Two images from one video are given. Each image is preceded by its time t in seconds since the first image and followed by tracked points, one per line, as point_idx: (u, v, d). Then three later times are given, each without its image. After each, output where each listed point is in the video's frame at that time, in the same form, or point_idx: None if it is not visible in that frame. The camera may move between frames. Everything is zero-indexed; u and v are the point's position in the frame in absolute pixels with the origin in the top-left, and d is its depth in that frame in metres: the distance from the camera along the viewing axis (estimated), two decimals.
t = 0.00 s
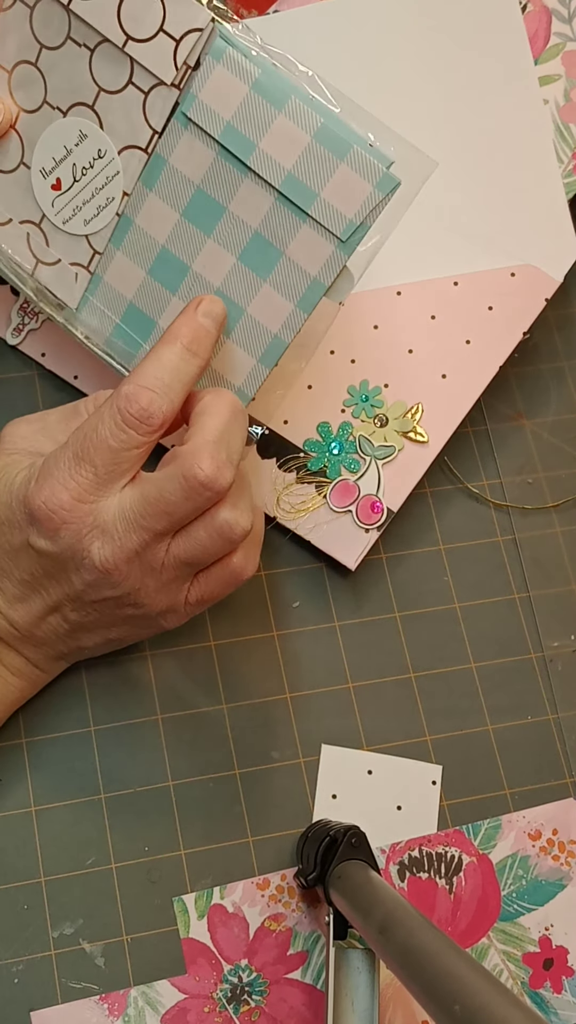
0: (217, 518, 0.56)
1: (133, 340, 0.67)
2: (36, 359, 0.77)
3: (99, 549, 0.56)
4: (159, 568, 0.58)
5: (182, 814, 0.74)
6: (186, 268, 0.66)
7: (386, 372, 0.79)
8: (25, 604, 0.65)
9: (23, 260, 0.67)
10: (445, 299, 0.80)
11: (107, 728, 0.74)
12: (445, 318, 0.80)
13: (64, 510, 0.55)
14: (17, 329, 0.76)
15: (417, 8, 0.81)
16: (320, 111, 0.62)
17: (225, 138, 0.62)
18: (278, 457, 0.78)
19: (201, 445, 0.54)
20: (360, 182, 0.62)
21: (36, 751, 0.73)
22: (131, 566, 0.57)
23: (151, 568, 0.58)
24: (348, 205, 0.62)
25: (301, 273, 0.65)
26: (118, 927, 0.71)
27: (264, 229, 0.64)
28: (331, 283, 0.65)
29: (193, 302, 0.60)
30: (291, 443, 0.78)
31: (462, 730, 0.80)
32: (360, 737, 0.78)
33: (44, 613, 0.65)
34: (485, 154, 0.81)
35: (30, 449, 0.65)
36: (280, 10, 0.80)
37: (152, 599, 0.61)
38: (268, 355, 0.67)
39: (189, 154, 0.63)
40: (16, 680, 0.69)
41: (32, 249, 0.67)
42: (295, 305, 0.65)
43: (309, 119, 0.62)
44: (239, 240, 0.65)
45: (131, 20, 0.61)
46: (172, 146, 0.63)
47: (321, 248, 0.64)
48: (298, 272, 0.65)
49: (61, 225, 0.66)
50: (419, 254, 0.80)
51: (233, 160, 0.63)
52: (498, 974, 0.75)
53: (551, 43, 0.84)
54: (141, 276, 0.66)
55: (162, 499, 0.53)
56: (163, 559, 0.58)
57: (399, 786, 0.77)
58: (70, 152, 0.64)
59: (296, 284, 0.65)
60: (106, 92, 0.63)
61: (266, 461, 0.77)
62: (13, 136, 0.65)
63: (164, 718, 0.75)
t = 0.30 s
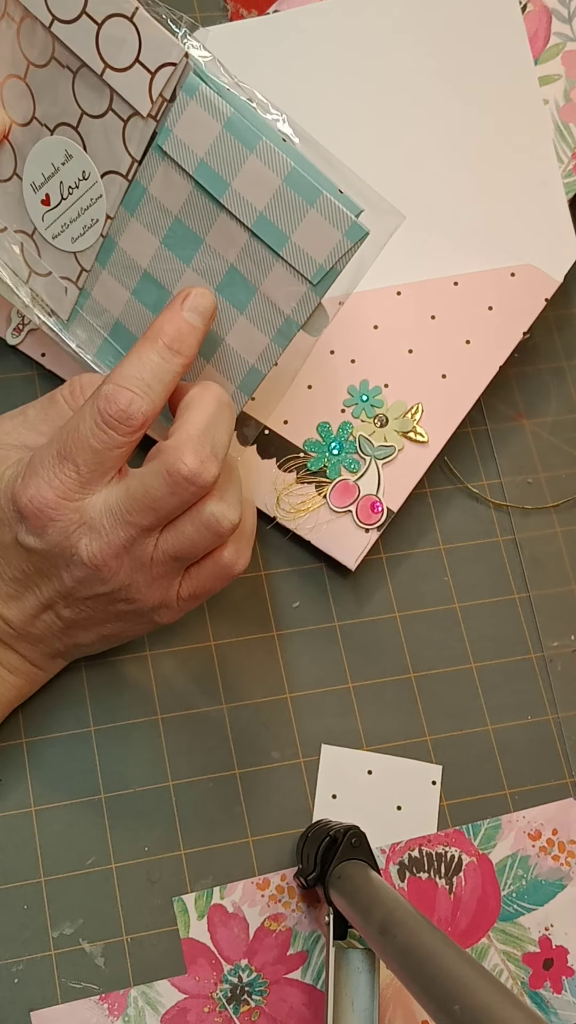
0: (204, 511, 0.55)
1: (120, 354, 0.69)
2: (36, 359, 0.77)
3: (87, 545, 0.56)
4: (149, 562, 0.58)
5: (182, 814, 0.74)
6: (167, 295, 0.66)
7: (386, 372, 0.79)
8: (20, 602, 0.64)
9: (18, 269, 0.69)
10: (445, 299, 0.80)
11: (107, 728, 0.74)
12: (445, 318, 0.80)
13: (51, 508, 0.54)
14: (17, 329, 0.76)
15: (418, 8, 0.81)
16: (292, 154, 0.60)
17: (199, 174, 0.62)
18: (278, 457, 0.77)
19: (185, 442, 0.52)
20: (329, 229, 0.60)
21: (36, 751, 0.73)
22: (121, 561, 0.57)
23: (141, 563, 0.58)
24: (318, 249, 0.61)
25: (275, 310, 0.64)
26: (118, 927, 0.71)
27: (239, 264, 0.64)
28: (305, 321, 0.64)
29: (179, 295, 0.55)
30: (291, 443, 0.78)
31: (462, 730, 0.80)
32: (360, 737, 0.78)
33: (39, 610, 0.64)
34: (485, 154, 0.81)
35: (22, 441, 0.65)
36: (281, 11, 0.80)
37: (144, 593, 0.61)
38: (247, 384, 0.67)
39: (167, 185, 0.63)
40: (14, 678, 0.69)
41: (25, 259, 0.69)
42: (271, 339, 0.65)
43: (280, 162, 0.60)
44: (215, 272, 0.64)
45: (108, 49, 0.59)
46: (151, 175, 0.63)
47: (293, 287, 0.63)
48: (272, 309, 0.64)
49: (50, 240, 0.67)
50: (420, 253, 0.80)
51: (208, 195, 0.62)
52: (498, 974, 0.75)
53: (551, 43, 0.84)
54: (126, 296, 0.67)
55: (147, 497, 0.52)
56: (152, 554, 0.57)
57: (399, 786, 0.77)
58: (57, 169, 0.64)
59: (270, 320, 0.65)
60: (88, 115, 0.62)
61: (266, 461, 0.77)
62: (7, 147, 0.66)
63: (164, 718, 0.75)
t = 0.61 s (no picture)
0: (204, 510, 0.55)
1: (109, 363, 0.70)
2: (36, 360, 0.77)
3: (88, 543, 0.56)
4: (149, 561, 0.58)
5: (181, 814, 0.74)
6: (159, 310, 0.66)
7: (387, 372, 0.79)
8: (19, 601, 0.64)
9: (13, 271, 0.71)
10: (445, 299, 0.80)
11: (107, 728, 0.74)
12: (445, 318, 0.80)
13: (52, 506, 0.54)
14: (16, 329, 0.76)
15: (419, 8, 0.81)
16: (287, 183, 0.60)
17: (193, 197, 0.61)
18: (278, 457, 0.77)
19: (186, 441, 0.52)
20: (321, 257, 0.60)
21: (36, 751, 0.73)
22: (122, 558, 0.57)
23: (141, 561, 0.58)
24: (309, 278, 0.61)
25: (264, 331, 0.64)
26: (118, 927, 0.71)
27: (230, 285, 0.63)
28: (293, 344, 0.64)
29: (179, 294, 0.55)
30: (291, 443, 0.78)
31: (462, 730, 0.80)
32: (360, 736, 0.78)
33: (39, 609, 0.64)
34: (485, 154, 0.81)
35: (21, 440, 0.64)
36: (281, 11, 0.80)
37: (144, 591, 0.61)
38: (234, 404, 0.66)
39: (160, 205, 0.63)
40: (13, 678, 0.69)
41: (20, 264, 0.71)
42: (259, 360, 0.65)
43: (274, 189, 0.59)
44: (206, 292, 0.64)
45: (105, 69, 0.59)
46: (145, 194, 0.63)
47: (283, 312, 0.63)
48: (262, 332, 0.64)
49: (44, 249, 0.68)
50: (419, 254, 0.80)
51: (201, 217, 0.62)
52: (498, 974, 0.75)
53: (551, 43, 0.84)
54: (117, 307, 0.67)
55: (148, 496, 0.52)
56: (152, 552, 0.57)
57: (399, 786, 0.77)
58: (52, 181, 0.65)
59: (260, 343, 0.64)
60: (84, 132, 0.62)
61: (266, 461, 0.77)
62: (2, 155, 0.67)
63: (164, 718, 0.75)
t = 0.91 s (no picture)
0: (203, 466, 0.59)
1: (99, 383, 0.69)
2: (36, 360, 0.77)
3: (90, 501, 0.58)
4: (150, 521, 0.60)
5: (181, 814, 0.74)
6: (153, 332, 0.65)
7: (387, 372, 0.79)
8: (17, 579, 0.64)
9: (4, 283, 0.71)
10: (445, 299, 0.80)
11: (107, 728, 0.74)
12: (445, 318, 0.80)
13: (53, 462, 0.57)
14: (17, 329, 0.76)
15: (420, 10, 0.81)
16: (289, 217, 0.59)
17: (191, 225, 0.61)
18: (278, 457, 0.77)
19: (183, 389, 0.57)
20: (320, 292, 0.59)
21: (37, 750, 0.73)
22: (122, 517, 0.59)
23: (141, 521, 0.60)
24: (307, 308, 0.60)
25: (260, 361, 0.63)
26: (117, 927, 0.71)
27: (228, 313, 0.63)
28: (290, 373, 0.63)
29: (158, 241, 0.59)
30: (291, 443, 0.78)
31: (462, 730, 0.80)
32: (360, 736, 0.78)
33: (37, 586, 0.65)
34: (485, 155, 0.81)
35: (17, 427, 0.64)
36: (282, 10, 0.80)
37: (144, 558, 0.63)
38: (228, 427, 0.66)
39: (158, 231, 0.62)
40: (9, 669, 0.68)
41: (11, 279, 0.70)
42: (254, 386, 0.64)
43: (275, 224, 0.59)
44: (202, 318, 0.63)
45: (106, 96, 0.59)
46: (142, 220, 0.63)
47: (280, 341, 0.62)
48: (257, 359, 0.63)
49: (37, 265, 0.68)
50: (419, 254, 0.80)
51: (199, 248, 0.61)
52: (498, 974, 0.75)
53: (551, 43, 0.84)
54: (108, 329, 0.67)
55: (151, 443, 0.56)
56: (154, 512, 0.60)
57: (399, 785, 0.77)
58: (47, 200, 0.65)
59: (255, 370, 0.64)
60: (81, 155, 0.62)
61: (266, 461, 0.77)
62: None
63: (164, 718, 0.75)
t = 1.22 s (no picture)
0: (185, 432, 0.59)
1: (146, 291, 0.66)
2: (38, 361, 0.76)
3: (77, 485, 0.59)
4: (138, 497, 0.61)
5: (181, 814, 0.74)
6: (199, 221, 0.64)
7: (386, 372, 0.79)
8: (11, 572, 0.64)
9: (34, 218, 0.65)
10: (445, 299, 0.80)
11: (107, 727, 0.74)
12: (445, 318, 0.80)
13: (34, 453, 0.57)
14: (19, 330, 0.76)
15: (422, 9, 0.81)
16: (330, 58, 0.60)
17: (231, 91, 0.60)
18: (278, 457, 0.77)
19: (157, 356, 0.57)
20: (371, 134, 0.60)
21: (37, 750, 0.73)
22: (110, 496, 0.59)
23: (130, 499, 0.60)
24: (359, 158, 0.60)
25: (313, 225, 0.63)
26: (118, 927, 0.71)
27: (275, 182, 0.62)
28: (344, 236, 0.63)
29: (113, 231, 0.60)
30: (291, 443, 0.78)
31: (462, 730, 0.80)
32: (360, 736, 0.78)
33: (32, 577, 0.64)
34: (486, 155, 0.81)
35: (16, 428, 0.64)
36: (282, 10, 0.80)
37: (137, 537, 0.63)
38: (283, 306, 0.66)
39: (197, 109, 0.61)
40: (8, 663, 0.68)
41: (41, 203, 0.65)
42: (309, 255, 0.64)
43: (317, 73, 0.59)
44: (250, 192, 0.63)
45: None
46: (180, 98, 0.61)
47: (332, 200, 0.62)
48: (310, 226, 0.63)
49: (71, 180, 0.63)
50: (418, 255, 0.80)
51: (242, 114, 0.61)
52: (498, 974, 0.75)
53: (551, 43, 0.84)
54: (153, 229, 0.65)
55: (131, 413, 0.56)
56: (141, 487, 0.60)
57: (399, 785, 0.77)
58: (76, 107, 0.61)
59: (307, 235, 0.63)
60: (110, 43, 0.59)
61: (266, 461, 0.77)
62: (17, 91, 0.62)
63: (164, 718, 0.75)
